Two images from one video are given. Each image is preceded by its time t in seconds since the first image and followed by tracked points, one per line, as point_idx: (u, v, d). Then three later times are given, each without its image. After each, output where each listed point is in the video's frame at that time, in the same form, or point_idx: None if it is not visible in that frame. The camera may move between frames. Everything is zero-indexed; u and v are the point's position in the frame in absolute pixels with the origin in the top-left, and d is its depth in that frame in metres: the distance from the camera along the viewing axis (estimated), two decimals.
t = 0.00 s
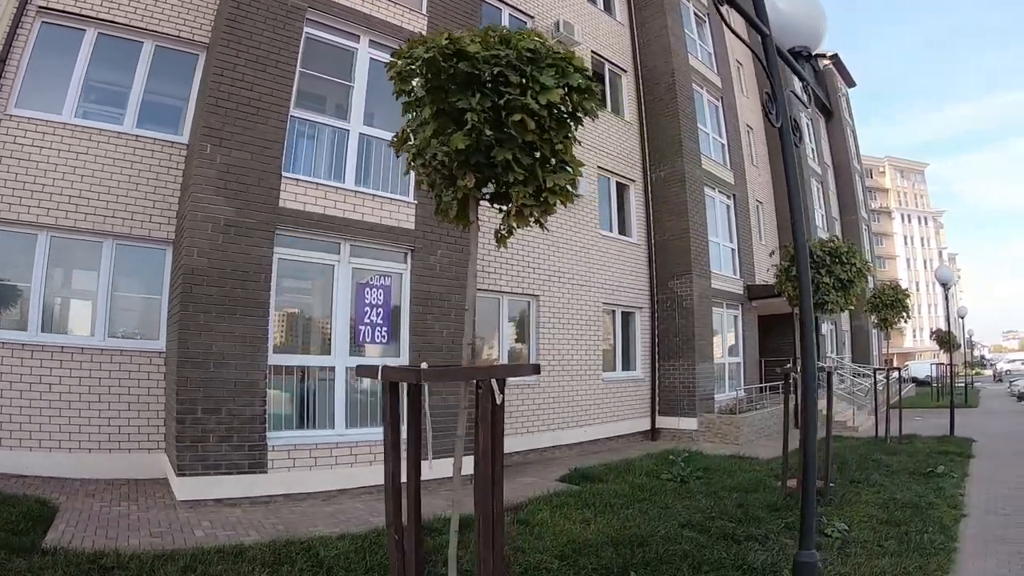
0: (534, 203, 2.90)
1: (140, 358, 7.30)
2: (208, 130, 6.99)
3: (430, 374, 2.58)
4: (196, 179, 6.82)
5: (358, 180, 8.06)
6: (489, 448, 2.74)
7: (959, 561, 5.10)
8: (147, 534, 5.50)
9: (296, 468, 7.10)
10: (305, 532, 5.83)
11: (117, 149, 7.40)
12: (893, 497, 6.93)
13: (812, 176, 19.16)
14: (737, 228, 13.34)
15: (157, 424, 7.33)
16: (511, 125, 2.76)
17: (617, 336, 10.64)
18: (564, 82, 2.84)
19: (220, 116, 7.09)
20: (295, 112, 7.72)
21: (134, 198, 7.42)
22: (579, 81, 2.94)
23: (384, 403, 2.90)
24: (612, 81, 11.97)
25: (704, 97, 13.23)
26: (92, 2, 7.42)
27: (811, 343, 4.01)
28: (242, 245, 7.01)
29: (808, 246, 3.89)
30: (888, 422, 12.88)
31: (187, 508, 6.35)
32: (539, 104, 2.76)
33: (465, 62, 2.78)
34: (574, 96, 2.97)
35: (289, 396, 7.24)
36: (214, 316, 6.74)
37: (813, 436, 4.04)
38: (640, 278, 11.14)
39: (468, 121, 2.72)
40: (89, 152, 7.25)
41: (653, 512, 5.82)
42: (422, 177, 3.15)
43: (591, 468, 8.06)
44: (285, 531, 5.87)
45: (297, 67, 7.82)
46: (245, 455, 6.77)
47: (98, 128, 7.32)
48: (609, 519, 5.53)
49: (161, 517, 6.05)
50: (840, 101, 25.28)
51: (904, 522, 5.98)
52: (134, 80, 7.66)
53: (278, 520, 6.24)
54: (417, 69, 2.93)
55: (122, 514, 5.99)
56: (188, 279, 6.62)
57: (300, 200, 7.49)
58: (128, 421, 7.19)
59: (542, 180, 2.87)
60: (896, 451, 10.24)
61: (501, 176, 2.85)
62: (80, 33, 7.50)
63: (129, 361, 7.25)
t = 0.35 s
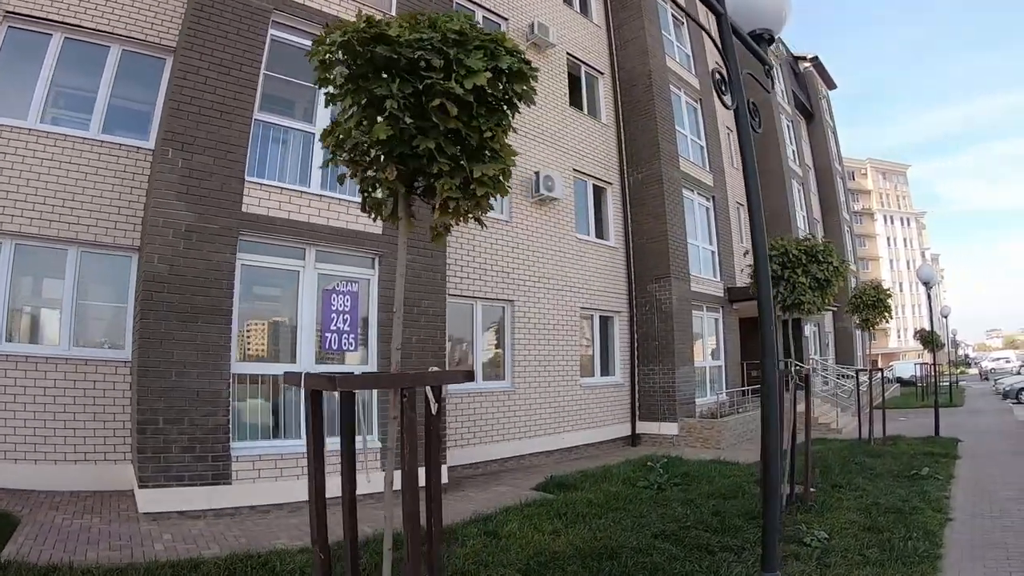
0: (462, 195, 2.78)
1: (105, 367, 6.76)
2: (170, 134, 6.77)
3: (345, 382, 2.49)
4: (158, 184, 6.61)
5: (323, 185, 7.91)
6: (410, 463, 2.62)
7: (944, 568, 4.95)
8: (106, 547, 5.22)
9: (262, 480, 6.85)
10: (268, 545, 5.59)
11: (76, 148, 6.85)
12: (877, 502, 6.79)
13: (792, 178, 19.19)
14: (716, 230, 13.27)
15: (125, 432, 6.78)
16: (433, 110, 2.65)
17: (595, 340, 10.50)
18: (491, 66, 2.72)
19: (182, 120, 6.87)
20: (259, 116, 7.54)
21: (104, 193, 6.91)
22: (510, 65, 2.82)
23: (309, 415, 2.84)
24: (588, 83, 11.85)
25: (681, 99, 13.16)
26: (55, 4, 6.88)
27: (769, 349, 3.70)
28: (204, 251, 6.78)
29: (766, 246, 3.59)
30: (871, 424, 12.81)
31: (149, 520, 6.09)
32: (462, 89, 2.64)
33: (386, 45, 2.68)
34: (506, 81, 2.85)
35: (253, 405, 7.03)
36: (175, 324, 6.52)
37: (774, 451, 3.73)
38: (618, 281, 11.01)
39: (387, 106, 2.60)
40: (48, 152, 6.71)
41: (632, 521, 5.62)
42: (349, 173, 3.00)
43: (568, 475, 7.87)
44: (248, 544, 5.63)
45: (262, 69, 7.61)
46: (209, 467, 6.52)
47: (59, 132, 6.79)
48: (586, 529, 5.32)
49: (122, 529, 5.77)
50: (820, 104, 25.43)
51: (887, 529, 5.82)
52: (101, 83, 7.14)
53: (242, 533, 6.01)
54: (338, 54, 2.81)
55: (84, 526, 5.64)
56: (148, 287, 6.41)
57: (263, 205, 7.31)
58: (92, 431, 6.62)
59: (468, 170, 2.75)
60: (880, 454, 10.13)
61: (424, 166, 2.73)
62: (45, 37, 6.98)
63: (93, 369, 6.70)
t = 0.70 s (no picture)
0: (382, 188, 2.88)
1: (74, 380, 6.45)
2: (133, 143, 6.62)
3: (262, 394, 2.62)
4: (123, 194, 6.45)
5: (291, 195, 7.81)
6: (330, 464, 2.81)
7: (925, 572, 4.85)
8: (65, 561, 5.03)
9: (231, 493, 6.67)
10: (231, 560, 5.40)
11: (42, 157, 6.56)
12: (858, 510, 6.54)
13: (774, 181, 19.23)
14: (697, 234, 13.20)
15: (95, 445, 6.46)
16: (347, 106, 2.76)
17: (575, 346, 10.39)
18: (406, 57, 2.83)
19: (147, 128, 6.73)
20: (224, 123, 7.44)
21: (75, 199, 6.64)
22: (428, 55, 2.93)
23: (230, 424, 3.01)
24: (565, 87, 11.78)
25: (661, 104, 13.09)
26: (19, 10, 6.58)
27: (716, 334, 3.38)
28: (169, 261, 6.63)
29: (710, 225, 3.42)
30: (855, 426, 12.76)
31: (113, 534, 5.91)
32: (375, 80, 2.74)
33: (300, 42, 2.79)
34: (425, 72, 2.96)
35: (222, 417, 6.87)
36: (139, 335, 6.35)
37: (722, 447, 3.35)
38: (597, 287, 10.93)
39: (300, 103, 2.72)
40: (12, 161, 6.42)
41: (607, 527, 5.47)
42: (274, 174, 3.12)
43: (546, 484, 7.71)
44: (211, 558, 5.44)
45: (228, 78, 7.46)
46: (175, 480, 6.35)
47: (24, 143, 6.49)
48: (559, 537, 5.16)
49: (85, 543, 5.58)
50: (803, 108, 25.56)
51: (868, 536, 5.64)
52: (70, 91, 6.86)
53: (207, 546, 5.84)
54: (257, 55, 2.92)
55: (51, 542, 5.37)
56: (111, 297, 6.24)
57: (229, 214, 7.16)
58: (62, 445, 6.31)
59: (386, 162, 2.85)
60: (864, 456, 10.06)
61: (342, 164, 2.84)
62: (11, 45, 6.69)
63: (61, 382, 6.39)
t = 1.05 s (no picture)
0: (284, 181, 3.04)
1: (44, 380, 6.31)
2: (101, 142, 6.50)
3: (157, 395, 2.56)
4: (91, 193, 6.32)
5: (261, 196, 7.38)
6: (227, 476, 2.82)
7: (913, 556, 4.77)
8: (26, 562, 4.90)
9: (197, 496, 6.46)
10: (192, 562, 5.24)
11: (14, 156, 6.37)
12: (836, 521, 5.63)
13: (761, 185, 19.20)
14: (681, 238, 13.12)
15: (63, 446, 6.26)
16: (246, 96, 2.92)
17: (555, 351, 10.29)
18: (308, 46, 2.99)
19: (116, 127, 6.60)
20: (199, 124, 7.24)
21: (48, 198, 6.45)
22: (333, 44, 3.14)
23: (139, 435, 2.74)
24: (548, 90, 11.69)
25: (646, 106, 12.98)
26: None
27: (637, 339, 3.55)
28: (136, 261, 6.49)
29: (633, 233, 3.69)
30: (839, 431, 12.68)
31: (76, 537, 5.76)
32: (277, 70, 2.93)
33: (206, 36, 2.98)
34: (331, 61, 3.15)
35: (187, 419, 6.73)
36: (106, 335, 6.21)
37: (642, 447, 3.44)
38: (579, 289, 10.85)
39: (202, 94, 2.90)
40: None
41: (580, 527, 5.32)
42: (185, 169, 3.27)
43: (520, 490, 7.57)
44: (170, 561, 5.30)
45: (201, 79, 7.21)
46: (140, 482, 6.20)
47: None
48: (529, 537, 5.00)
49: (49, 544, 5.44)
50: (792, 112, 25.56)
51: (845, 550, 4.78)
52: (45, 91, 6.69)
53: (171, 549, 5.69)
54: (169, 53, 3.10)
55: (12, 542, 5.31)
56: (76, 297, 6.10)
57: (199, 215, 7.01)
58: (31, 445, 6.13)
59: (289, 153, 3.02)
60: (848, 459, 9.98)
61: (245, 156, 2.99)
62: None
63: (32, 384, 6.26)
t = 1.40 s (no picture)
0: (201, 161, 3.13)
1: (20, 371, 6.10)
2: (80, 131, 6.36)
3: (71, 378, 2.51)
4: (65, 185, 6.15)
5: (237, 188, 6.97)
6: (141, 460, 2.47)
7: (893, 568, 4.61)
8: None
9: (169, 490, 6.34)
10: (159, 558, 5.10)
11: None
12: (820, 528, 4.93)
13: (757, 185, 19.04)
14: (673, 236, 12.97)
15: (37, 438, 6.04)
16: (160, 77, 3.01)
17: (543, 351, 10.15)
18: (226, 21, 3.05)
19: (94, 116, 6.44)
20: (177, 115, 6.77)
21: (27, 189, 6.21)
22: (252, 19, 3.17)
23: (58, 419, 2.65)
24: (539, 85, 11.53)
25: (639, 102, 12.78)
26: None
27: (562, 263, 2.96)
28: (111, 252, 6.35)
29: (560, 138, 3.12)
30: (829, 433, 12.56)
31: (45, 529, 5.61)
32: (191, 47, 3.00)
33: (129, 16, 3.09)
34: (250, 37, 3.19)
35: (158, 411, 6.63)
36: (79, 325, 6.07)
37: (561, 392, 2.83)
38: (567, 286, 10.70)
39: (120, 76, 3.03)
40: None
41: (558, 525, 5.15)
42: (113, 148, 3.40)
43: (501, 488, 7.44)
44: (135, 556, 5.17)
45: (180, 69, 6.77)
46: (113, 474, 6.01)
47: None
48: (505, 535, 4.84)
49: (16, 536, 5.29)
50: (790, 112, 25.41)
51: (829, 561, 4.15)
52: (29, 82, 6.39)
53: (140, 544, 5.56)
54: (98, 33, 3.21)
55: None
56: (49, 286, 5.96)
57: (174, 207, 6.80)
58: (7, 436, 5.93)
59: (204, 133, 3.09)
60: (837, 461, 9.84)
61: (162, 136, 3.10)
62: None
63: (7, 373, 6.04)
